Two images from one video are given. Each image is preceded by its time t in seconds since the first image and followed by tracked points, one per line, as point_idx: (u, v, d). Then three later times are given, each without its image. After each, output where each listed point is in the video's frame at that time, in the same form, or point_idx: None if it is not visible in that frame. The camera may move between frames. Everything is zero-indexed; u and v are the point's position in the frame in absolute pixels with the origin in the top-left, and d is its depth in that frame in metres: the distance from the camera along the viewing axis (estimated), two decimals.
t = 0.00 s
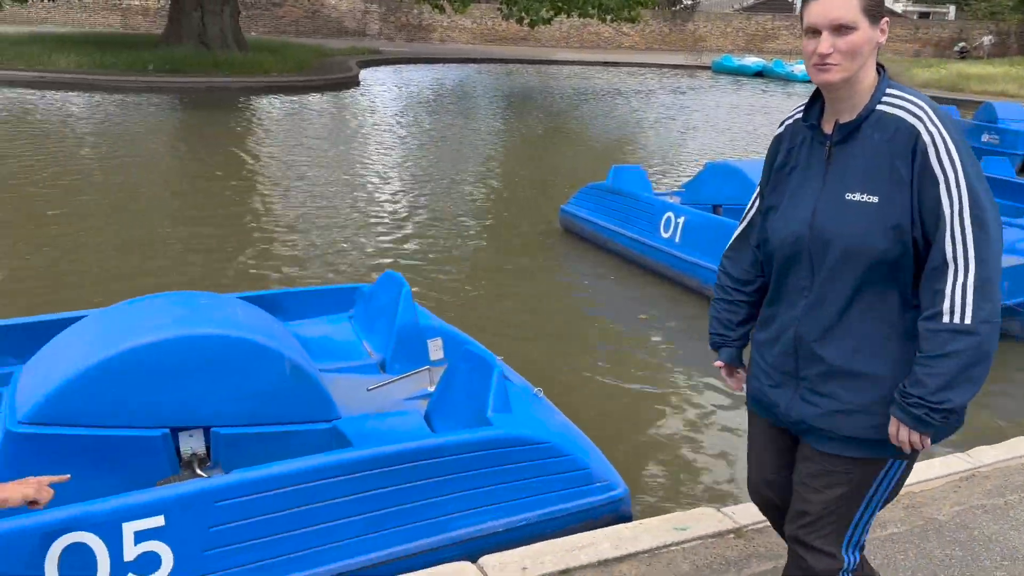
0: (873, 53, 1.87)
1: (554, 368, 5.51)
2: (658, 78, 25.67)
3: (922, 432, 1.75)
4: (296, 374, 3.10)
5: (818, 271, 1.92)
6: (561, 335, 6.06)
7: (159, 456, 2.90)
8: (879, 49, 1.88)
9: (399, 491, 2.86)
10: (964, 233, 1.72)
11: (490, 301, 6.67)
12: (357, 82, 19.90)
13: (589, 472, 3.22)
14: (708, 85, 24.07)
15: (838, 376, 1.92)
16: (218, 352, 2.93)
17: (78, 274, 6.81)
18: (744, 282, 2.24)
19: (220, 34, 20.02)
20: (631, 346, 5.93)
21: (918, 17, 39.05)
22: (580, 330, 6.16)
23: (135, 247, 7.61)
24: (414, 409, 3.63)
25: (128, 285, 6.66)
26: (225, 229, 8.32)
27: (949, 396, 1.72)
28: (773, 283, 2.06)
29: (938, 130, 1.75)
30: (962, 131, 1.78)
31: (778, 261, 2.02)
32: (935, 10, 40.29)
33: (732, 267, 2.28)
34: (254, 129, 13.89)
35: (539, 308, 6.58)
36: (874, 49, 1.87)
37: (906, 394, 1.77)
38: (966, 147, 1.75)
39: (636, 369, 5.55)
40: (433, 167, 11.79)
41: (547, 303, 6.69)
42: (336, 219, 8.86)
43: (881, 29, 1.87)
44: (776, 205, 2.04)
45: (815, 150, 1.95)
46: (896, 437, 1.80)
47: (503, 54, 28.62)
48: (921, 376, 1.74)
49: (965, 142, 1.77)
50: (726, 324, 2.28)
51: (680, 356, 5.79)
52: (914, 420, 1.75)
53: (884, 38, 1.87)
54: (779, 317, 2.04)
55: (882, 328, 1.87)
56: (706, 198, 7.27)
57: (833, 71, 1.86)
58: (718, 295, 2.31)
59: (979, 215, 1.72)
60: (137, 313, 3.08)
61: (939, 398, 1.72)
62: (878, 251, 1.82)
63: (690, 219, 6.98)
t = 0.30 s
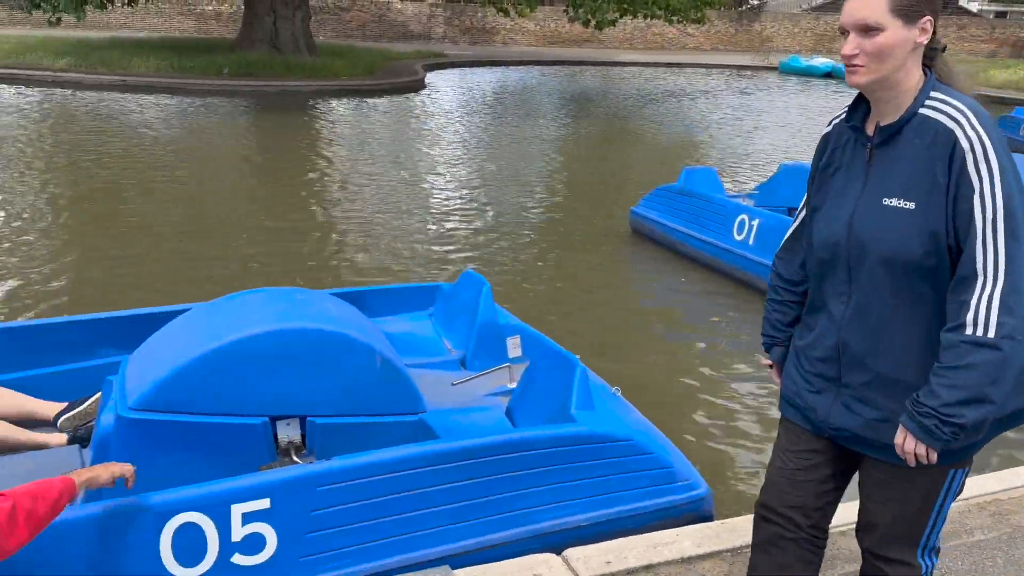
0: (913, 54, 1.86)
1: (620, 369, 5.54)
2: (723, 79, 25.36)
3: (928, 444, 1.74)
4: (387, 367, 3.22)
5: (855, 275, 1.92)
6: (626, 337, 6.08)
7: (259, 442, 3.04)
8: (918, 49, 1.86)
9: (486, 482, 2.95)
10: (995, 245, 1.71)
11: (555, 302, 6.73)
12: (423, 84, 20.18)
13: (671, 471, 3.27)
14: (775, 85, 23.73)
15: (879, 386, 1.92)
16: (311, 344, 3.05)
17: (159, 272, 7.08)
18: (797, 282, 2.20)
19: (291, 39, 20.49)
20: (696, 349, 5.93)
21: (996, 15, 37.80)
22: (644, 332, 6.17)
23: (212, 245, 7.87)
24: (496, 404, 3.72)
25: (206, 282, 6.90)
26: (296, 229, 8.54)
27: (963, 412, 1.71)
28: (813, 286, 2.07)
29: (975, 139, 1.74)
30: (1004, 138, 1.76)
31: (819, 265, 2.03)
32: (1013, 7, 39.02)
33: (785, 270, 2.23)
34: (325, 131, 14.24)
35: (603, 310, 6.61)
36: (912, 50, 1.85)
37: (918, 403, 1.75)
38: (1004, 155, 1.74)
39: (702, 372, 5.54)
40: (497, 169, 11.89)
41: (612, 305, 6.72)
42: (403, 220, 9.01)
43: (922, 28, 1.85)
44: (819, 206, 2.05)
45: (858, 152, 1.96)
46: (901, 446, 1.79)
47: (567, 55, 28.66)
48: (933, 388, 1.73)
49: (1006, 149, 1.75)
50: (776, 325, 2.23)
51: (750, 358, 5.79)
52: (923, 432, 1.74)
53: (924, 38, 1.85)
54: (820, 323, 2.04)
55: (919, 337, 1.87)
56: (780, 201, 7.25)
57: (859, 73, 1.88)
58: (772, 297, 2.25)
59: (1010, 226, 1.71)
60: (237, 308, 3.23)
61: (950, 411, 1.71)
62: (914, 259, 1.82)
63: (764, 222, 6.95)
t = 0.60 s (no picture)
0: (906, 67, 1.83)
1: (675, 374, 5.54)
2: (786, 81, 25.00)
3: (948, 466, 1.72)
4: (453, 368, 3.28)
5: (847, 287, 1.92)
6: (679, 341, 6.08)
7: (330, 439, 3.13)
8: (913, 61, 1.84)
9: (550, 484, 2.99)
10: (988, 261, 1.67)
11: (612, 307, 6.74)
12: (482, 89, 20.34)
13: (736, 477, 3.26)
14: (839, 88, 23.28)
15: (872, 401, 1.91)
16: (377, 345, 3.13)
17: (228, 273, 7.31)
18: (798, 295, 2.24)
19: (355, 45, 20.88)
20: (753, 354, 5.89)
21: None
22: (701, 338, 6.16)
23: (277, 247, 8.09)
24: (558, 407, 3.76)
25: (271, 282, 7.09)
26: (357, 232, 8.71)
27: (973, 434, 1.68)
28: (811, 297, 2.07)
29: (969, 152, 1.71)
30: (1002, 153, 1.72)
31: (816, 274, 2.02)
32: None
33: (787, 281, 2.26)
34: (386, 135, 14.49)
35: (660, 315, 6.60)
36: (903, 63, 1.83)
37: (930, 428, 1.73)
38: (1001, 169, 1.69)
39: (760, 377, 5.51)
40: (555, 173, 11.92)
41: (670, 311, 6.71)
42: (461, 223, 9.11)
43: (914, 41, 1.82)
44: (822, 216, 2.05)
45: (858, 162, 1.96)
46: (922, 467, 1.77)
47: (626, 59, 28.57)
48: (943, 410, 1.70)
49: (1003, 163, 1.71)
50: (776, 336, 2.28)
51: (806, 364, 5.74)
52: (937, 454, 1.72)
53: (919, 50, 1.83)
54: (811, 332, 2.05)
55: (911, 353, 1.86)
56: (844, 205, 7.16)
57: (851, 87, 1.88)
58: (771, 306, 2.29)
59: (1002, 243, 1.67)
60: (309, 310, 3.32)
61: (960, 433, 1.68)
62: (904, 274, 1.81)
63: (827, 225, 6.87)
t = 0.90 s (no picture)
0: (877, 80, 1.80)
1: (722, 381, 5.50)
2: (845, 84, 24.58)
3: (913, 487, 1.68)
4: (497, 372, 3.33)
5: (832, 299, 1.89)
6: (723, 346, 6.07)
7: (377, 441, 3.19)
8: (885, 73, 1.80)
9: (593, 490, 3.01)
10: (957, 277, 1.63)
11: (661, 313, 6.71)
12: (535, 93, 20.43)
13: (782, 488, 3.24)
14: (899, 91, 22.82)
15: (852, 410, 1.88)
16: (425, 349, 3.19)
17: (284, 275, 7.46)
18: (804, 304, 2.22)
19: (410, 50, 21.18)
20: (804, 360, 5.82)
21: None
22: (751, 344, 6.10)
23: (331, 250, 8.22)
24: (603, 413, 3.77)
25: (323, 284, 7.22)
26: (407, 234, 8.87)
27: (939, 454, 1.63)
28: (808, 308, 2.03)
29: (935, 168, 1.67)
30: (974, 167, 1.66)
31: (813, 280, 1.97)
32: None
33: (793, 289, 2.26)
34: (439, 139, 14.68)
35: (710, 321, 6.55)
36: (873, 77, 1.80)
37: (899, 447, 1.69)
38: (970, 184, 1.65)
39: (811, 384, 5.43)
40: (606, 177, 11.90)
41: (721, 317, 6.65)
42: (511, 227, 9.16)
43: (883, 52, 1.78)
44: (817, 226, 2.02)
45: (846, 174, 1.93)
46: (893, 486, 1.73)
47: (680, 62, 28.41)
48: (911, 428, 1.66)
49: (973, 178, 1.65)
50: (781, 345, 2.27)
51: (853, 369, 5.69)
52: (904, 475, 1.68)
53: (888, 61, 1.78)
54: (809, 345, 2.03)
55: (889, 368, 1.82)
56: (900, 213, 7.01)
57: (828, 102, 1.86)
58: (778, 314, 2.28)
59: (966, 262, 1.62)
60: (358, 313, 3.40)
61: (923, 452, 1.64)
62: (882, 289, 1.77)
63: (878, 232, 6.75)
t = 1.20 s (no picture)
0: (855, 90, 1.76)
1: (766, 387, 5.44)
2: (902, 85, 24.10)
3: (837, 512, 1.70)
4: (537, 377, 3.36)
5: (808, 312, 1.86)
6: (763, 351, 6.01)
7: (417, 442, 3.24)
8: (862, 83, 1.76)
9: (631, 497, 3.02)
10: (893, 300, 1.60)
11: (706, 318, 6.66)
12: (582, 96, 20.39)
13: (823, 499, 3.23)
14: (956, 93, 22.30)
15: (823, 435, 1.86)
16: (465, 354, 3.22)
17: (332, 276, 7.58)
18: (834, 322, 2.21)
19: (458, 54, 21.34)
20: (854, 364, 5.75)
21: None
22: (799, 348, 6.02)
23: (378, 252, 8.33)
24: (641, 420, 3.77)
25: (366, 286, 7.34)
26: (449, 236, 8.95)
27: (854, 480, 1.63)
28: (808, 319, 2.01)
29: (886, 181, 1.63)
30: (931, 185, 1.61)
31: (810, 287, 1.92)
32: None
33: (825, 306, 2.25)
34: (484, 142, 14.77)
35: (758, 326, 6.50)
36: (849, 86, 1.76)
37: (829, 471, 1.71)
38: (918, 203, 1.60)
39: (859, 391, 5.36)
40: (652, 180, 11.84)
41: (770, 322, 6.59)
42: (556, 230, 9.17)
43: (858, 61, 1.74)
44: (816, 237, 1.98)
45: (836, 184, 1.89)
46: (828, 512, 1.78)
47: (731, 64, 28.11)
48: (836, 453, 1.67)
49: (925, 195, 1.60)
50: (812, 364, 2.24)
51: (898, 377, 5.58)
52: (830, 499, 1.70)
53: (863, 71, 1.74)
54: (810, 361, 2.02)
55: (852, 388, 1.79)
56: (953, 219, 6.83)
57: (810, 112, 1.84)
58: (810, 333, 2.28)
59: (904, 283, 1.59)
60: (401, 316, 3.45)
61: (841, 476, 1.65)
62: (842, 304, 1.74)
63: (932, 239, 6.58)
